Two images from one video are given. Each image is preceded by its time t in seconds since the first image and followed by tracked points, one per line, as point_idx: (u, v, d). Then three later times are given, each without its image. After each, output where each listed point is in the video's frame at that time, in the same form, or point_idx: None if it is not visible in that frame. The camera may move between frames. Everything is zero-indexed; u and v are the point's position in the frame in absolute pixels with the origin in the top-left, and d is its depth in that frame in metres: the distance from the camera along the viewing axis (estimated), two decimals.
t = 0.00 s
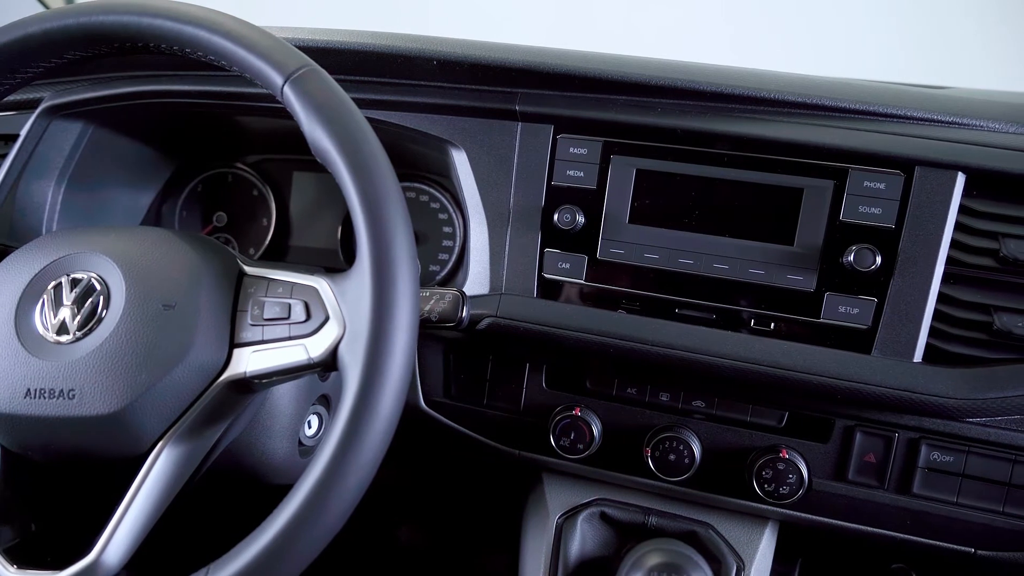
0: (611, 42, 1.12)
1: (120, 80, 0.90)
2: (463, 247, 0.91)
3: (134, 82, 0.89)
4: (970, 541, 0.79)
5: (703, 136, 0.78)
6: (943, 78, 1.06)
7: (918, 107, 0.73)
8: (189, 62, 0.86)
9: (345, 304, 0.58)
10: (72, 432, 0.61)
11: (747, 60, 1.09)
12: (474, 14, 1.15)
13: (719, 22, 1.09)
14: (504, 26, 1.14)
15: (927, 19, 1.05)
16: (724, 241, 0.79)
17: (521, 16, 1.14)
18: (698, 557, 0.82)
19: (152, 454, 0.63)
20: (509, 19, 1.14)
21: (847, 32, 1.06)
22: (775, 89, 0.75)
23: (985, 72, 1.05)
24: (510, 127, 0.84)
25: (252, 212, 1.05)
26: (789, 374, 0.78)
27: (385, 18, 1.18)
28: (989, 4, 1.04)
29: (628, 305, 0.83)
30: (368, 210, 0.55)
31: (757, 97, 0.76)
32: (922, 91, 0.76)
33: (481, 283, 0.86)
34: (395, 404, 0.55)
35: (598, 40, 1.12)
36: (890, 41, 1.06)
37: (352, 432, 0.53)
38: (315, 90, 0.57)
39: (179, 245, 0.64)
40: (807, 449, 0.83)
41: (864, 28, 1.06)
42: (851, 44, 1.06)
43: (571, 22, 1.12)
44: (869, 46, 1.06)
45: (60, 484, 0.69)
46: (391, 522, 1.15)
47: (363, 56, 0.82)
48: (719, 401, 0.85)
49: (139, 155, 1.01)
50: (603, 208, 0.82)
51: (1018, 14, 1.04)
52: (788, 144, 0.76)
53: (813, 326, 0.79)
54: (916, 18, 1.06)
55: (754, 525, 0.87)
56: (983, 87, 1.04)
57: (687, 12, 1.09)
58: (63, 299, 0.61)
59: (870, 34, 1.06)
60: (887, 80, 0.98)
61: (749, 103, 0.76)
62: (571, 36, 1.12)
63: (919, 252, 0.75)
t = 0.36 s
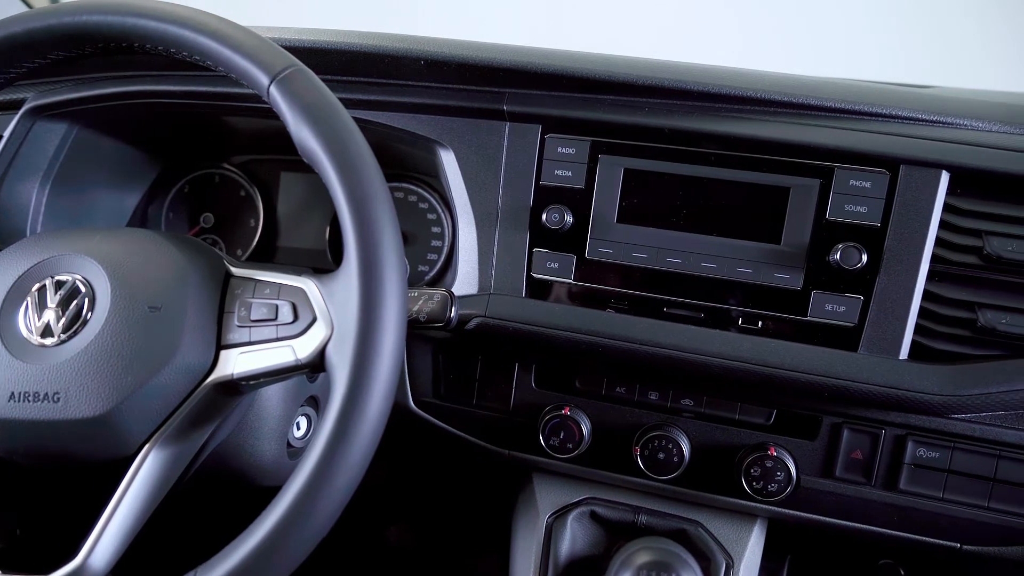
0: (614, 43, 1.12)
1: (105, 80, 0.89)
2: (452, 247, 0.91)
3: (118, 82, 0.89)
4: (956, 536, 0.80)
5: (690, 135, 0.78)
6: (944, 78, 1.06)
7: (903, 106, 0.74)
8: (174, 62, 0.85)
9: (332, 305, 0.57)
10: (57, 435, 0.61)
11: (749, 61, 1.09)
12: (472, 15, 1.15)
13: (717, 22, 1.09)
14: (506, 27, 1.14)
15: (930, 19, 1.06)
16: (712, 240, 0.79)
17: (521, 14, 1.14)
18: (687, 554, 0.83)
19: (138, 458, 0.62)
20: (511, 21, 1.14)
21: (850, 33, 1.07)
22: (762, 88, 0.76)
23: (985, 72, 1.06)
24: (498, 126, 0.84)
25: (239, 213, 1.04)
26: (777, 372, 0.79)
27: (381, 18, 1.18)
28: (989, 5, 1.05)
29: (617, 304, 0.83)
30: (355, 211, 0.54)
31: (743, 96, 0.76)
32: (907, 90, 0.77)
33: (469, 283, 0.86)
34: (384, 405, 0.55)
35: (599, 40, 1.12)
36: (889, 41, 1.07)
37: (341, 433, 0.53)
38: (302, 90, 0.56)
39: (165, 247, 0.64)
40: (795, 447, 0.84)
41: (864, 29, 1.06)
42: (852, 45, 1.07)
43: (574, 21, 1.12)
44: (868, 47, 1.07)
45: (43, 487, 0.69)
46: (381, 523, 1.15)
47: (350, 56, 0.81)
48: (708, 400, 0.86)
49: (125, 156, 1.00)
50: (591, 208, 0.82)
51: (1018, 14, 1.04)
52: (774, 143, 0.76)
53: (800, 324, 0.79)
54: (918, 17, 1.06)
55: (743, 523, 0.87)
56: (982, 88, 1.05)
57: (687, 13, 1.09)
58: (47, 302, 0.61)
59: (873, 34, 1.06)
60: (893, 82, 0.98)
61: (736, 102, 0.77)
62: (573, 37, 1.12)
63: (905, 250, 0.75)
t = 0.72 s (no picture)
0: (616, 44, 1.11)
1: (91, 81, 0.88)
2: (442, 247, 0.91)
3: (104, 82, 0.88)
4: (944, 532, 0.81)
5: (679, 134, 0.79)
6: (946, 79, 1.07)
7: (889, 105, 0.74)
8: (161, 62, 0.85)
9: (321, 305, 0.57)
10: (44, 437, 0.61)
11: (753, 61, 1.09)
12: (472, 15, 1.15)
13: (716, 23, 1.09)
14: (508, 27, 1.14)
15: (934, 20, 1.06)
16: (701, 239, 0.80)
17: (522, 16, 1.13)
18: (677, 553, 0.83)
19: (126, 460, 0.62)
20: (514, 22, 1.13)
21: (853, 35, 1.07)
22: (748, 87, 0.76)
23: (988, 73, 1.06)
24: (487, 126, 0.84)
25: (228, 213, 1.04)
26: (766, 371, 0.79)
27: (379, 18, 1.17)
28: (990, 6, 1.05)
29: (607, 303, 0.83)
30: (344, 211, 0.54)
31: (731, 96, 0.76)
32: (895, 89, 0.77)
33: (459, 283, 0.86)
34: (374, 405, 0.55)
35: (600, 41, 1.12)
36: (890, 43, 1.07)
37: (331, 433, 0.53)
38: (289, 90, 0.56)
39: (152, 248, 0.63)
40: (785, 445, 0.84)
41: (866, 30, 1.07)
42: (857, 46, 1.07)
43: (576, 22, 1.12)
44: (870, 48, 1.07)
45: (29, 491, 0.68)
46: (373, 524, 1.15)
47: (339, 56, 0.81)
48: (698, 398, 0.86)
49: (112, 157, 0.99)
50: (580, 208, 0.83)
51: (1018, 15, 1.05)
52: (762, 143, 0.77)
53: (789, 322, 0.79)
54: (921, 18, 1.07)
55: (733, 521, 0.87)
56: (985, 89, 1.05)
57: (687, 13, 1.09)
58: (33, 304, 0.61)
59: (877, 36, 1.07)
60: (901, 83, 0.99)
61: (724, 102, 0.77)
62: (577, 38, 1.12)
63: (892, 248, 0.76)
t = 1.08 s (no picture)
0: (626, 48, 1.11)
1: (76, 81, 0.87)
2: (432, 247, 0.90)
3: (89, 82, 0.88)
4: (931, 528, 0.81)
5: (667, 134, 0.79)
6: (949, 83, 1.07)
7: (877, 105, 0.75)
8: (148, 62, 0.84)
9: (309, 306, 0.57)
10: (31, 440, 0.61)
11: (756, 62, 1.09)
12: (473, 15, 1.14)
13: (716, 24, 1.09)
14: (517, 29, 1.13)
15: (940, 22, 1.06)
16: (690, 238, 0.80)
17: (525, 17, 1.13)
18: (668, 552, 0.83)
19: (114, 463, 0.62)
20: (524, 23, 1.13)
21: (857, 37, 1.07)
22: (737, 87, 0.76)
23: (990, 75, 1.06)
24: (476, 126, 0.84)
25: (215, 214, 1.03)
26: (756, 369, 0.79)
27: (382, 19, 1.17)
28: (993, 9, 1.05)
29: (597, 303, 0.84)
30: (333, 211, 0.54)
31: (720, 95, 0.77)
32: (882, 89, 0.78)
33: (449, 283, 0.86)
34: (364, 406, 0.55)
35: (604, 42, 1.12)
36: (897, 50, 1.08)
37: (320, 435, 0.52)
38: (277, 90, 0.56)
39: (140, 250, 0.63)
40: (774, 442, 0.84)
41: (869, 32, 1.07)
42: (854, 48, 1.08)
43: (582, 24, 1.12)
44: (870, 50, 1.08)
45: (15, 494, 0.68)
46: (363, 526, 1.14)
47: (328, 56, 0.81)
48: (689, 396, 0.86)
49: (98, 159, 0.98)
50: (569, 207, 0.83)
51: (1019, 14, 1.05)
52: (751, 142, 0.77)
53: (777, 320, 0.80)
54: (928, 21, 1.06)
55: (723, 519, 0.88)
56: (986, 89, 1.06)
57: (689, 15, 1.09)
58: (19, 306, 0.60)
59: (883, 38, 1.07)
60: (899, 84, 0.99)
61: (712, 101, 0.77)
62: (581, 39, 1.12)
63: (879, 246, 0.76)
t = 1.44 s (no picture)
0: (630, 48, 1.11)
1: (60, 82, 0.86)
2: (421, 247, 0.90)
3: (71, 82, 0.87)
4: (918, 524, 0.82)
5: (654, 133, 0.79)
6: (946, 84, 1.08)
7: (862, 104, 0.75)
8: (133, 62, 0.84)
9: (296, 306, 0.57)
10: (16, 443, 0.61)
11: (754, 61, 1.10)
12: (475, 16, 1.14)
13: (713, 24, 1.09)
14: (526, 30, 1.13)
15: (940, 23, 1.07)
16: (678, 237, 0.80)
17: (524, 17, 1.14)
18: (657, 550, 0.83)
19: (99, 466, 0.61)
20: (525, 23, 1.13)
21: (853, 37, 1.08)
22: (723, 86, 0.77)
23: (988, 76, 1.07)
24: (464, 126, 0.84)
25: (202, 215, 1.03)
26: (744, 367, 0.80)
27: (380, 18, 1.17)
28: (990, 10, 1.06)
29: (585, 302, 0.84)
30: (319, 212, 0.54)
31: (706, 95, 0.77)
32: (867, 88, 0.78)
33: (437, 283, 0.86)
34: (351, 407, 0.55)
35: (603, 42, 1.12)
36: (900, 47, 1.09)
37: (307, 437, 0.52)
38: (263, 91, 0.56)
39: (126, 252, 0.63)
40: (762, 440, 0.85)
41: (868, 32, 1.08)
42: (853, 48, 1.08)
43: (596, 23, 1.12)
44: (868, 50, 1.09)
45: None
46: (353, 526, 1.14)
47: (315, 56, 0.81)
48: (676, 395, 0.86)
49: (83, 159, 0.98)
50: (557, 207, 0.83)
51: (1017, 15, 1.06)
52: (737, 141, 0.77)
53: (764, 319, 0.80)
54: (929, 21, 1.07)
55: (712, 516, 0.88)
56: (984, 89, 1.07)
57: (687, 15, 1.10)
58: (3, 309, 0.60)
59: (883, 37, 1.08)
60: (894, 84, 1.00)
61: (699, 100, 0.78)
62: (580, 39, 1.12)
63: (865, 244, 0.77)
